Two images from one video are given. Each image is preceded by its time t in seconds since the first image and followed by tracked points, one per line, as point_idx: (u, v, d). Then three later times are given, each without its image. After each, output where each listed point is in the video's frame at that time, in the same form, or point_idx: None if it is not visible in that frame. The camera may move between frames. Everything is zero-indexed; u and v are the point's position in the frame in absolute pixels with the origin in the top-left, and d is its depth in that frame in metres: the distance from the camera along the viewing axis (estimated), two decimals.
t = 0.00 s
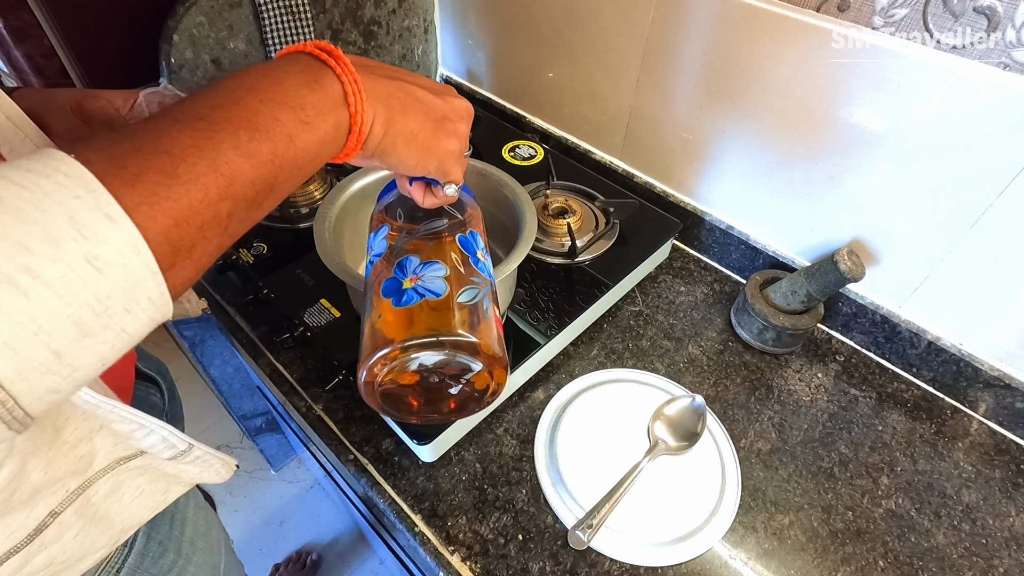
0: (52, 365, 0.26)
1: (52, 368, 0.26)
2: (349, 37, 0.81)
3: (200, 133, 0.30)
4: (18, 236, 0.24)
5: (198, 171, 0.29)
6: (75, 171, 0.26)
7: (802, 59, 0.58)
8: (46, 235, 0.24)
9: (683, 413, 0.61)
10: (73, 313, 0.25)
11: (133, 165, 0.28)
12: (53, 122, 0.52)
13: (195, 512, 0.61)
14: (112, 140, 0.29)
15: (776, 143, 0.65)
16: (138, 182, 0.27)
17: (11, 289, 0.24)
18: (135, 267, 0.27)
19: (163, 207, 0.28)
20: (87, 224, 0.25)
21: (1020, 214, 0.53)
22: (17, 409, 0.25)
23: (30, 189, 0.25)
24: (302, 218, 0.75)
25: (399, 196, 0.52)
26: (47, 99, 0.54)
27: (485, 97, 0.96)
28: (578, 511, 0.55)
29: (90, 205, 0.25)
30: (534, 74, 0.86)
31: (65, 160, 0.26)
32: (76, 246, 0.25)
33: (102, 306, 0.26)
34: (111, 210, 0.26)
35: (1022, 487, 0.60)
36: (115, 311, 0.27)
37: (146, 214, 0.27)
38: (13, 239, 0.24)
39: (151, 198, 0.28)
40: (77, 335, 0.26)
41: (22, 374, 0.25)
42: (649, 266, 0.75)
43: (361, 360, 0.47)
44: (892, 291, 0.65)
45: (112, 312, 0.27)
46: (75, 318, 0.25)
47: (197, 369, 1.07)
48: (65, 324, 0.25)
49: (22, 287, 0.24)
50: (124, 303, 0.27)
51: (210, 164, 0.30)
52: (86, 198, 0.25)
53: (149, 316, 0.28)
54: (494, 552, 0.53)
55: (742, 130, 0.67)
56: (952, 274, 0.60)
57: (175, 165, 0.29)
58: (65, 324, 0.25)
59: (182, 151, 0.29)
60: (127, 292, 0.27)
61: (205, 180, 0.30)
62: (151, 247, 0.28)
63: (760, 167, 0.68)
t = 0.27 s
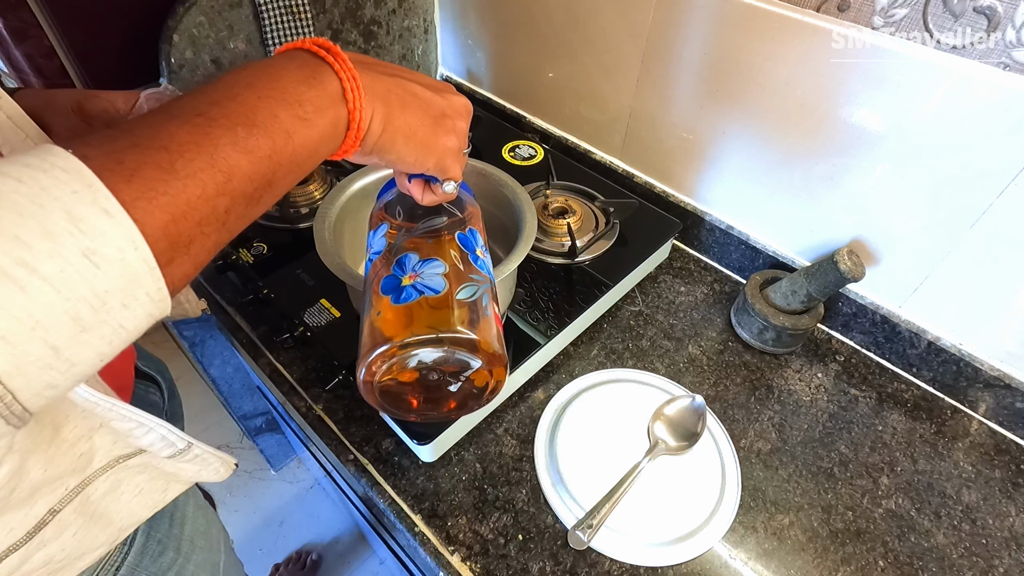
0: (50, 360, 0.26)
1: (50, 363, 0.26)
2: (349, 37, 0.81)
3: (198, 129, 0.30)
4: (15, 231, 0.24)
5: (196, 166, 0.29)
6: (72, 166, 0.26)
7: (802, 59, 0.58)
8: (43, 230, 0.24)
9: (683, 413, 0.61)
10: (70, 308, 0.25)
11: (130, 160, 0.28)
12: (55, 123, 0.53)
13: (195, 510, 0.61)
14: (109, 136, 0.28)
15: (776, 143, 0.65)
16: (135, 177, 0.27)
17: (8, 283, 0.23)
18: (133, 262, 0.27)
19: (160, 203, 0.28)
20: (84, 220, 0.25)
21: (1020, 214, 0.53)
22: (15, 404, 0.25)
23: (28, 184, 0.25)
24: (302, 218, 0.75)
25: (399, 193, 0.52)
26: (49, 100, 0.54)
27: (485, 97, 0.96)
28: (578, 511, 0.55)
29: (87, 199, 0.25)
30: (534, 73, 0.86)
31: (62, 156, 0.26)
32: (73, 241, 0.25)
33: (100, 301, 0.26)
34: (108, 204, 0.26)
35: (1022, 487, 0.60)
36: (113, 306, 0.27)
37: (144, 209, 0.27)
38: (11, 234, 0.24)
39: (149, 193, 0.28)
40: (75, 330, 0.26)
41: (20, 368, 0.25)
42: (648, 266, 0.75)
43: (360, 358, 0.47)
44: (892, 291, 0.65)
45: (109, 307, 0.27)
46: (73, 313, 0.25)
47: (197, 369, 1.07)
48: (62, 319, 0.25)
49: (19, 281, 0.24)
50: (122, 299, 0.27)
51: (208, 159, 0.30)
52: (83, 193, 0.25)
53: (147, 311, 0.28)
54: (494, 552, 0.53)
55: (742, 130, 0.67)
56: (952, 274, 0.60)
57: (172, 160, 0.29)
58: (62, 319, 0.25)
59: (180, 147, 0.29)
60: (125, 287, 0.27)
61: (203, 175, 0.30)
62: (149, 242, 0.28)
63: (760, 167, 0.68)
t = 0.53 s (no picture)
0: (47, 360, 0.26)
1: (48, 364, 0.26)
2: (349, 37, 0.81)
3: (196, 130, 0.30)
4: (12, 232, 0.24)
5: (194, 168, 0.29)
6: (70, 167, 0.26)
7: (801, 59, 0.58)
8: (40, 231, 0.24)
9: (683, 413, 0.60)
10: (67, 309, 0.25)
11: (128, 161, 0.28)
12: (55, 123, 0.53)
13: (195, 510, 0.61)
14: (108, 137, 0.28)
15: (776, 143, 0.65)
16: (133, 178, 0.27)
17: (5, 285, 0.23)
18: (131, 264, 0.27)
19: (158, 204, 0.28)
20: (82, 221, 0.25)
21: (1020, 215, 0.53)
22: (12, 403, 0.25)
23: (25, 185, 0.25)
24: (302, 218, 0.75)
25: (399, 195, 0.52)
26: (50, 98, 0.54)
27: (485, 97, 0.96)
28: (578, 511, 0.55)
29: (85, 201, 0.25)
30: (534, 74, 0.86)
31: (60, 157, 0.26)
32: (71, 243, 0.25)
33: (97, 302, 0.26)
34: (106, 206, 0.26)
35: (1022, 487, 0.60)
36: (110, 308, 0.27)
37: (141, 210, 0.27)
38: (8, 235, 0.24)
39: (147, 194, 0.28)
40: (72, 331, 0.26)
41: (18, 369, 0.25)
42: (649, 266, 0.75)
43: (359, 359, 0.47)
44: (892, 291, 0.65)
45: (107, 308, 0.27)
46: (70, 314, 0.25)
47: (197, 369, 1.07)
48: (59, 320, 0.25)
49: (16, 283, 0.24)
50: (119, 300, 0.27)
51: (206, 161, 0.30)
52: (81, 194, 0.25)
53: (145, 312, 0.28)
54: (494, 552, 0.53)
55: (743, 130, 0.67)
56: (952, 274, 0.60)
57: (170, 162, 0.29)
58: (59, 320, 0.25)
59: (178, 148, 0.29)
60: (122, 289, 0.27)
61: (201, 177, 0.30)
62: (146, 243, 0.27)
63: (760, 167, 0.68)
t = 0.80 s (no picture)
0: (43, 362, 0.26)
1: (43, 366, 0.26)
2: (349, 37, 0.81)
3: (192, 132, 0.30)
4: (7, 235, 0.24)
5: (190, 170, 0.29)
6: (66, 170, 0.26)
7: (801, 59, 0.58)
8: (36, 233, 0.24)
9: (683, 413, 0.60)
10: (63, 312, 0.25)
11: (124, 164, 0.28)
12: (56, 123, 0.53)
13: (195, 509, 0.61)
14: (104, 139, 0.28)
15: (776, 143, 0.65)
16: (129, 180, 0.27)
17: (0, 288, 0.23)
18: (127, 266, 0.27)
19: (154, 206, 0.28)
20: (78, 224, 0.25)
21: (1019, 215, 0.53)
22: (9, 405, 0.25)
23: (21, 188, 0.25)
24: (302, 218, 0.75)
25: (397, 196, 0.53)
26: (51, 97, 0.54)
27: (485, 97, 0.96)
28: (578, 511, 0.55)
29: (80, 204, 0.25)
30: (534, 74, 0.86)
31: (56, 160, 0.26)
32: (66, 246, 0.25)
33: (93, 305, 0.26)
34: (102, 209, 0.26)
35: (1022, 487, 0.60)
36: (106, 310, 0.27)
37: (137, 213, 0.27)
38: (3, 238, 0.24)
39: (143, 196, 0.28)
40: (68, 334, 0.26)
41: (14, 371, 0.25)
42: (649, 266, 0.75)
43: (356, 360, 0.47)
44: (892, 291, 0.65)
45: (102, 311, 0.27)
46: (66, 317, 0.25)
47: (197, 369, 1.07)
48: (54, 322, 0.25)
49: (11, 286, 0.24)
50: (115, 302, 0.27)
51: (203, 162, 0.30)
52: (77, 197, 0.25)
53: (141, 314, 0.28)
54: (494, 552, 0.53)
55: (743, 130, 0.67)
56: (952, 274, 0.60)
57: (166, 164, 0.29)
58: (55, 323, 0.25)
59: (174, 150, 0.29)
60: (118, 291, 0.27)
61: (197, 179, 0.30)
62: (142, 246, 0.27)
63: (760, 167, 0.68)
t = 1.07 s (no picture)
0: (40, 361, 0.26)
1: (40, 365, 0.26)
2: (349, 37, 0.81)
3: (190, 131, 0.30)
4: (4, 234, 0.24)
5: (187, 169, 0.29)
6: (63, 169, 0.26)
7: (801, 59, 0.58)
8: (33, 232, 0.24)
9: (683, 413, 0.60)
10: (60, 311, 0.25)
11: (122, 163, 0.28)
12: (55, 122, 0.53)
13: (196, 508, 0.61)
14: (102, 138, 0.29)
15: (776, 143, 0.65)
16: (126, 179, 0.27)
17: None
18: (124, 265, 0.27)
19: (151, 205, 0.28)
20: (75, 222, 0.25)
21: (1020, 215, 0.53)
22: (6, 404, 0.26)
23: (18, 187, 0.25)
24: (303, 218, 0.75)
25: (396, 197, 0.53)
26: (52, 97, 0.54)
27: (485, 97, 0.95)
28: (578, 511, 0.55)
29: (77, 203, 0.25)
30: (534, 73, 0.86)
31: (54, 159, 0.26)
32: (63, 244, 0.25)
33: (90, 303, 0.26)
34: (98, 207, 0.26)
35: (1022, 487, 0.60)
36: (103, 308, 0.27)
37: (134, 212, 0.27)
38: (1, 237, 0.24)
39: (140, 195, 0.28)
40: (65, 332, 0.26)
41: (11, 370, 0.25)
42: (648, 266, 0.75)
43: (354, 359, 0.47)
44: (892, 291, 0.65)
45: (99, 309, 0.27)
46: (62, 316, 0.25)
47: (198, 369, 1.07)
48: (51, 321, 0.25)
49: (8, 284, 0.24)
50: (112, 301, 0.27)
51: (200, 162, 0.30)
52: (74, 196, 0.25)
53: (138, 313, 0.28)
54: (494, 552, 0.53)
55: (743, 129, 0.67)
56: (952, 274, 0.60)
57: (163, 163, 0.29)
58: (51, 321, 0.25)
59: (171, 149, 0.29)
60: (115, 290, 0.27)
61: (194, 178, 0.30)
62: (139, 245, 0.28)
63: (760, 167, 0.68)
